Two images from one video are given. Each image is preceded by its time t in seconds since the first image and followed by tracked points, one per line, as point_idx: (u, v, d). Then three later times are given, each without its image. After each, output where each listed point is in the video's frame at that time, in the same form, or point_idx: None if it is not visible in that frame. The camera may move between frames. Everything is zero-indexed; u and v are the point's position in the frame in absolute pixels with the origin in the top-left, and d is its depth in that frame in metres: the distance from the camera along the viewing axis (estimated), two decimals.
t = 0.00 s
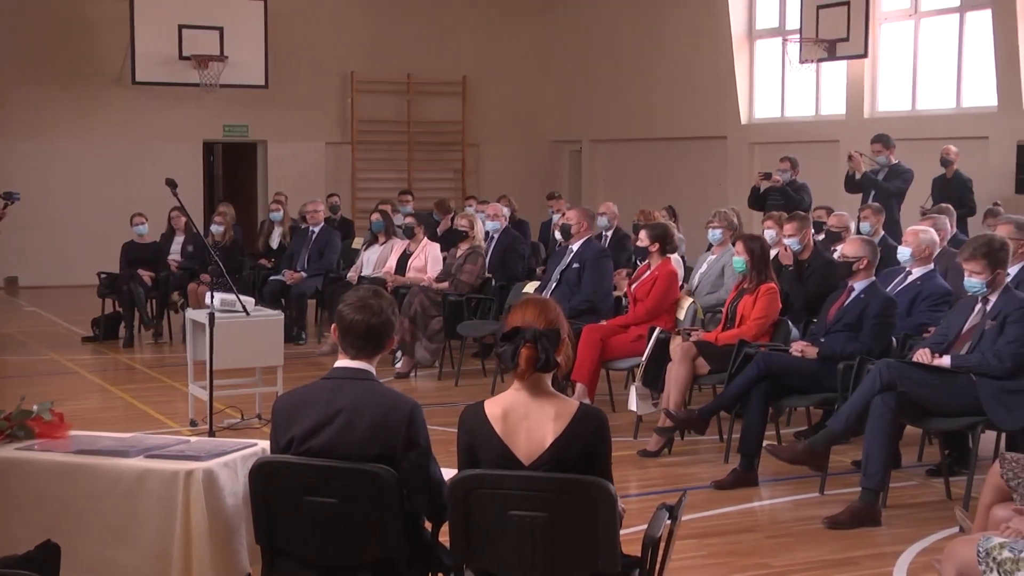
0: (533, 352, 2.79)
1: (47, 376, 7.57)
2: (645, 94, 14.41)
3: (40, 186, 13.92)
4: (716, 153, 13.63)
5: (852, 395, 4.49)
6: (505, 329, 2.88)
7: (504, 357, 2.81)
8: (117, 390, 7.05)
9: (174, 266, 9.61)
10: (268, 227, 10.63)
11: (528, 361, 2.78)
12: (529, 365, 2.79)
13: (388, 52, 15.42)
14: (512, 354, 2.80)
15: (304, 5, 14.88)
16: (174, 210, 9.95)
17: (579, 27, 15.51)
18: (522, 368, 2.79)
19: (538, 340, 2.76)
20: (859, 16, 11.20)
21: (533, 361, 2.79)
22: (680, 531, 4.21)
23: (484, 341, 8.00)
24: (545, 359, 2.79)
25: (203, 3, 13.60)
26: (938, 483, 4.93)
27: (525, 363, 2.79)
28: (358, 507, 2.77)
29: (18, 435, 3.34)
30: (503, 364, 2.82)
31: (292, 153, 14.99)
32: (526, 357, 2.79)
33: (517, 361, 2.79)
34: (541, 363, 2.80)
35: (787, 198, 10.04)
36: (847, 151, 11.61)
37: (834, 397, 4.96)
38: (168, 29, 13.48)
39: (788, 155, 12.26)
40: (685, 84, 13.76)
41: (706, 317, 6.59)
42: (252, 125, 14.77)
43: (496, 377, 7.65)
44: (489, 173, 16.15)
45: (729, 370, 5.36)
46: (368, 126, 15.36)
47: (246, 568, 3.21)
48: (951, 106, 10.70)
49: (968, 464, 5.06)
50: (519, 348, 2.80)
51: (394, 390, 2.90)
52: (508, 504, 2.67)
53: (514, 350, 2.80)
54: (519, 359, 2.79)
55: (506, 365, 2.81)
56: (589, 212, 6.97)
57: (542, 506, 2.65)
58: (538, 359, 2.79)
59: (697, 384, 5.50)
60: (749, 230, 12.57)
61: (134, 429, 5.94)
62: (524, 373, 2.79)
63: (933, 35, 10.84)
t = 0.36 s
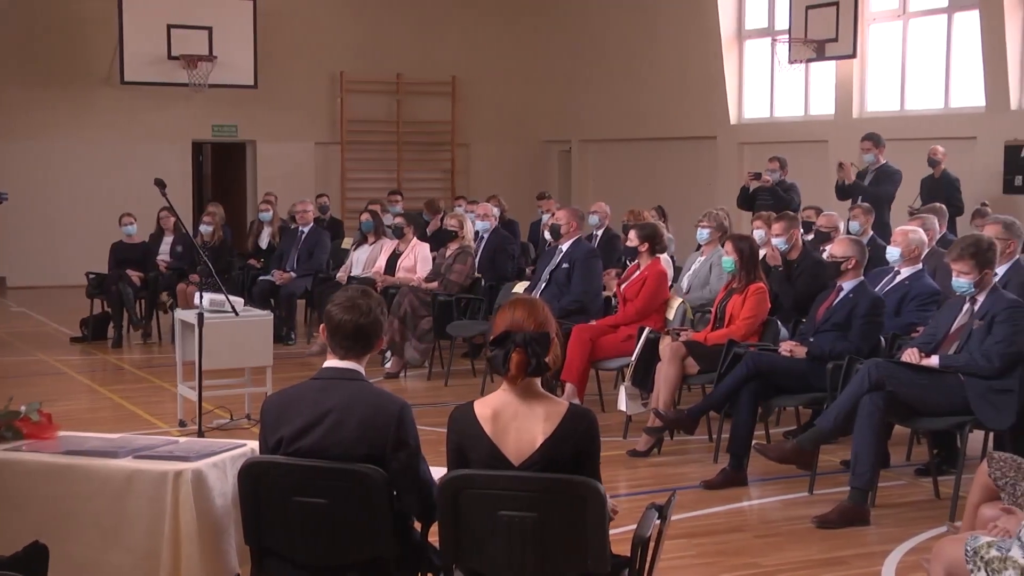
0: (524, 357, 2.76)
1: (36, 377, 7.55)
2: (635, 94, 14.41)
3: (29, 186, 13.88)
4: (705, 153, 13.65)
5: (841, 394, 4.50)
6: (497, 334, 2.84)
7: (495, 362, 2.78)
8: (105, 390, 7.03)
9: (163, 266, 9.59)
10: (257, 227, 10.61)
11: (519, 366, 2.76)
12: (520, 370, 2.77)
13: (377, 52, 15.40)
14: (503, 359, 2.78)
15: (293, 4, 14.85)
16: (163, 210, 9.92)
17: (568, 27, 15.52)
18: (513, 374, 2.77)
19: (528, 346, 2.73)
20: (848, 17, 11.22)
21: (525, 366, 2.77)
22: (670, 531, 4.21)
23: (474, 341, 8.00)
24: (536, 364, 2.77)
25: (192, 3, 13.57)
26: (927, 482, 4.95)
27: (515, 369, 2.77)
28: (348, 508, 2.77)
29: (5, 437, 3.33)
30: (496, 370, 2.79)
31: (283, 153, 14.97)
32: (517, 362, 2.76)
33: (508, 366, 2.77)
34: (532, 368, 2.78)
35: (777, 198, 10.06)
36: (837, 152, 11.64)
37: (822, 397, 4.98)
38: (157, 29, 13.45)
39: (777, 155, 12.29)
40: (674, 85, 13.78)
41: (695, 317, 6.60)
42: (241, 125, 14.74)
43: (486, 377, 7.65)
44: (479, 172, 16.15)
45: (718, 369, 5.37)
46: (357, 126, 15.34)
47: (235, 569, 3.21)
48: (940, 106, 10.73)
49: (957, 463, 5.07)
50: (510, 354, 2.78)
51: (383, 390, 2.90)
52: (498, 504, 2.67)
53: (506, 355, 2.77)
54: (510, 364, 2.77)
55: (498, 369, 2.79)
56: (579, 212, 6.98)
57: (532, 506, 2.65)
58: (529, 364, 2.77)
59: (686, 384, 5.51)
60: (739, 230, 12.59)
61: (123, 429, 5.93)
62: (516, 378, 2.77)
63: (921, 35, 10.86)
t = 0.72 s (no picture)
0: (519, 361, 2.77)
1: (23, 378, 7.52)
2: (623, 94, 14.41)
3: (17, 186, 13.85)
4: (693, 153, 13.67)
5: (828, 394, 4.50)
6: (492, 338, 2.83)
7: (490, 366, 2.77)
8: (93, 391, 7.01)
9: (151, 267, 9.57)
10: (245, 227, 10.59)
11: (514, 369, 2.76)
12: (515, 373, 2.77)
13: (366, 51, 15.38)
14: (498, 363, 2.77)
15: (281, 4, 14.83)
16: (151, 210, 9.90)
17: (557, 27, 15.52)
18: (509, 377, 2.77)
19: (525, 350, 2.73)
20: (836, 17, 11.23)
21: (519, 369, 2.78)
22: (657, 531, 4.22)
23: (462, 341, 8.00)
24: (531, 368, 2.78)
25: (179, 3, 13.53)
26: (914, 481, 4.97)
27: (511, 372, 2.77)
28: (336, 508, 2.77)
29: None
30: (491, 373, 2.78)
31: (272, 153, 14.95)
32: (513, 365, 2.76)
33: (504, 369, 2.77)
34: (526, 370, 2.79)
35: (765, 198, 10.08)
36: (824, 152, 11.66)
37: (810, 396, 4.99)
38: (144, 29, 13.42)
39: (765, 156, 12.32)
40: (662, 85, 13.79)
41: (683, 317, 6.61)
42: (229, 125, 14.70)
43: (475, 377, 7.66)
44: (468, 172, 16.14)
45: (706, 369, 5.38)
46: (346, 126, 15.31)
47: (223, 569, 3.20)
48: (927, 107, 10.77)
49: (944, 462, 5.09)
50: (506, 357, 2.77)
51: (372, 390, 2.90)
52: (486, 505, 2.67)
53: (502, 359, 2.76)
54: (506, 368, 2.77)
55: (494, 373, 2.78)
56: (567, 213, 6.99)
57: (521, 507, 2.65)
58: (523, 367, 2.77)
59: (675, 384, 5.52)
60: (727, 230, 12.61)
61: (109, 431, 5.92)
62: (510, 381, 2.77)
63: (908, 35, 10.89)
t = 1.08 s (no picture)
0: (517, 363, 2.76)
1: (11, 378, 7.50)
2: (612, 94, 14.42)
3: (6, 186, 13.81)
4: (682, 154, 13.69)
5: (817, 394, 4.51)
6: (488, 339, 2.81)
7: (489, 369, 2.75)
8: (81, 392, 6.99)
9: (139, 267, 9.56)
10: (234, 227, 10.57)
11: (512, 372, 2.76)
12: (513, 375, 2.77)
13: (355, 51, 15.35)
14: (496, 366, 2.76)
15: (270, 4, 14.80)
16: (140, 210, 9.87)
17: (546, 26, 15.50)
18: (507, 380, 2.76)
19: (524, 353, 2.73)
20: (824, 17, 11.26)
21: (517, 371, 2.78)
22: (646, 531, 4.22)
23: (451, 341, 8.00)
24: (528, 370, 2.78)
25: (167, 2, 13.50)
26: (902, 481, 4.97)
27: (509, 375, 2.76)
28: (325, 508, 2.76)
29: None
30: (489, 375, 2.77)
31: (262, 153, 14.92)
32: (512, 368, 2.76)
33: (503, 372, 2.76)
34: (525, 373, 2.79)
35: (754, 198, 10.10)
36: (813, 153, 11.68)
37: (798, 396, 5.00)
38: (133, 29, 13.39)
39: (753, 156, 12.35)
40: (652, 85, 13.79)
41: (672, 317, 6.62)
42: (218, 125, 14.66)
43: (464, 377, 7.65)
44: (457, 172, 16.14)
45: (695, 369, 5.38)
46: (335, 126, 15.28)
47: (211, 570, 3.20)
48: (915, 107, 10.80)
49: (932, 461, 5.10)
50: (504, 361, 2.76)
51: (361, 390, 2.90)
52: (476, 505, 2.67)
53: (500, 362, 2.75)
54: (504, 371, 2.76)
55: (492, 376, 2.77)
56: (556, 212, 6.99)
57: (511, 507, 2.65)
58: (521, 369, 2.77)
59: (664, 384, 5.52)
60: (715, 231, 12.64)
61: (96, 431, 5.90)
62: (508, 384, 2.77)
63: (896, 36, 10.92)
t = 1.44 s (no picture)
0: (499, 364, 2.75)
1: None
2: (601, 94, 14.43)
3: None
4: (671, 153, 13.70)
5: (806, 394, 4.52)
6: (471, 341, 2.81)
7: (469, 370, 2.76)
8: (70, 392, 6.97)
9: (128, 267, 9.54)
10: (223, 227, 10.55)
11: (494, 374, 2.75)
12: (495, 377, 2.76)
13: (343, 51, 15.33)
14: (477, 367, 2.76)
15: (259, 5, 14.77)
16: (128, 210, 9.85)
17: (535, 26, 15.49)
18: (489, 381, 2.76)
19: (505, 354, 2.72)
20: (812, 17, 11.27)
21: (499, 372, 2.76)
22: (636, 530, 4.23)
23: (440, 342, 8.00)
24: (510, 371, 2.77)
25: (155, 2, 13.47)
26: (890, 480, 4.99)
27: (491, 376, 2.75)
28: (314, 508, 2.76)
29: None
30: (471, 376, 2.77)
31: (252, 154, 14.90)
32: (493, 369, 2.75)
33: (483, 373, 2.75)
34: (508, 374, 2.78)
35: (744, 198, 10.13)
36: (802, 154, 11.70)
37: (787, 395, 5.01)
38: (121, 29, 13.36)
39: (741, 156, 12.38)
40: (641, 85, 13.79)
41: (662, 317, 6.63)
42: (206, 125, 14.62)
43: (453, 378, 7.65)
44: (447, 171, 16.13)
45: (684, 369, 5.39)
46: (324, 126, 15.27)
47: (200, 571, 3.19)
48: (903, 107, 10.82)
49: (920, 461, 5.12)
50: (485, 361, 2.76)
51: (350, 391, 2.89)
52: (465, 505, 2.66)
53: (480, 363, 2.75)
54: (485, 372, 2.75)
55: (474, 377, 2.77)
56: (545, 212, 6.99)
57: (500, 507, 2.65)
58: (504, 370, 2.76)
59: (653, 384, 5.53)
60: (704, 230, 12.65)
61: (84, 432, 5.89)
62: (491, 385, 2.77)
63: (884, 37, 10.95)
